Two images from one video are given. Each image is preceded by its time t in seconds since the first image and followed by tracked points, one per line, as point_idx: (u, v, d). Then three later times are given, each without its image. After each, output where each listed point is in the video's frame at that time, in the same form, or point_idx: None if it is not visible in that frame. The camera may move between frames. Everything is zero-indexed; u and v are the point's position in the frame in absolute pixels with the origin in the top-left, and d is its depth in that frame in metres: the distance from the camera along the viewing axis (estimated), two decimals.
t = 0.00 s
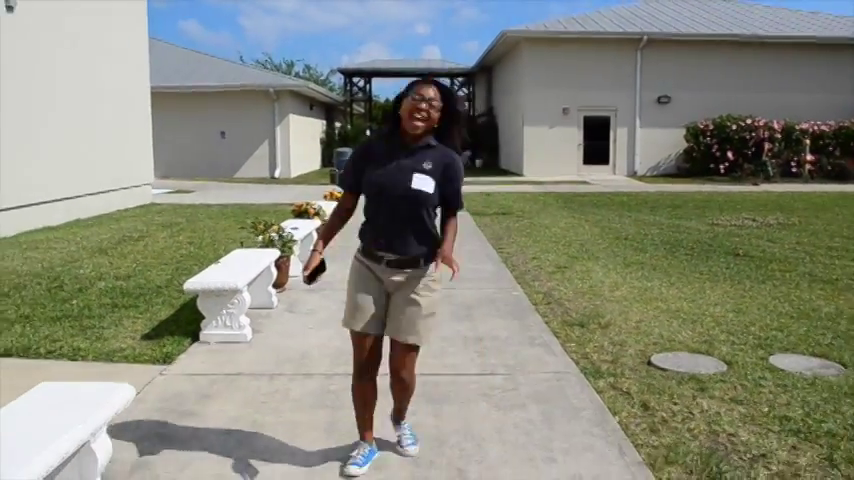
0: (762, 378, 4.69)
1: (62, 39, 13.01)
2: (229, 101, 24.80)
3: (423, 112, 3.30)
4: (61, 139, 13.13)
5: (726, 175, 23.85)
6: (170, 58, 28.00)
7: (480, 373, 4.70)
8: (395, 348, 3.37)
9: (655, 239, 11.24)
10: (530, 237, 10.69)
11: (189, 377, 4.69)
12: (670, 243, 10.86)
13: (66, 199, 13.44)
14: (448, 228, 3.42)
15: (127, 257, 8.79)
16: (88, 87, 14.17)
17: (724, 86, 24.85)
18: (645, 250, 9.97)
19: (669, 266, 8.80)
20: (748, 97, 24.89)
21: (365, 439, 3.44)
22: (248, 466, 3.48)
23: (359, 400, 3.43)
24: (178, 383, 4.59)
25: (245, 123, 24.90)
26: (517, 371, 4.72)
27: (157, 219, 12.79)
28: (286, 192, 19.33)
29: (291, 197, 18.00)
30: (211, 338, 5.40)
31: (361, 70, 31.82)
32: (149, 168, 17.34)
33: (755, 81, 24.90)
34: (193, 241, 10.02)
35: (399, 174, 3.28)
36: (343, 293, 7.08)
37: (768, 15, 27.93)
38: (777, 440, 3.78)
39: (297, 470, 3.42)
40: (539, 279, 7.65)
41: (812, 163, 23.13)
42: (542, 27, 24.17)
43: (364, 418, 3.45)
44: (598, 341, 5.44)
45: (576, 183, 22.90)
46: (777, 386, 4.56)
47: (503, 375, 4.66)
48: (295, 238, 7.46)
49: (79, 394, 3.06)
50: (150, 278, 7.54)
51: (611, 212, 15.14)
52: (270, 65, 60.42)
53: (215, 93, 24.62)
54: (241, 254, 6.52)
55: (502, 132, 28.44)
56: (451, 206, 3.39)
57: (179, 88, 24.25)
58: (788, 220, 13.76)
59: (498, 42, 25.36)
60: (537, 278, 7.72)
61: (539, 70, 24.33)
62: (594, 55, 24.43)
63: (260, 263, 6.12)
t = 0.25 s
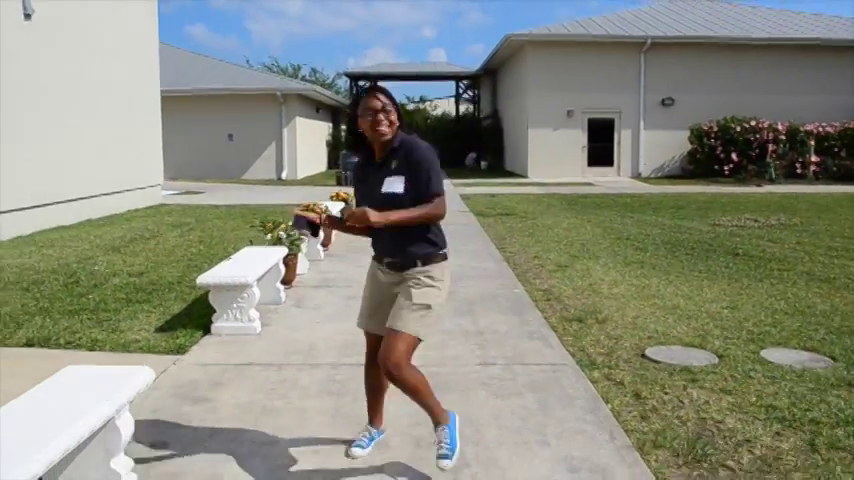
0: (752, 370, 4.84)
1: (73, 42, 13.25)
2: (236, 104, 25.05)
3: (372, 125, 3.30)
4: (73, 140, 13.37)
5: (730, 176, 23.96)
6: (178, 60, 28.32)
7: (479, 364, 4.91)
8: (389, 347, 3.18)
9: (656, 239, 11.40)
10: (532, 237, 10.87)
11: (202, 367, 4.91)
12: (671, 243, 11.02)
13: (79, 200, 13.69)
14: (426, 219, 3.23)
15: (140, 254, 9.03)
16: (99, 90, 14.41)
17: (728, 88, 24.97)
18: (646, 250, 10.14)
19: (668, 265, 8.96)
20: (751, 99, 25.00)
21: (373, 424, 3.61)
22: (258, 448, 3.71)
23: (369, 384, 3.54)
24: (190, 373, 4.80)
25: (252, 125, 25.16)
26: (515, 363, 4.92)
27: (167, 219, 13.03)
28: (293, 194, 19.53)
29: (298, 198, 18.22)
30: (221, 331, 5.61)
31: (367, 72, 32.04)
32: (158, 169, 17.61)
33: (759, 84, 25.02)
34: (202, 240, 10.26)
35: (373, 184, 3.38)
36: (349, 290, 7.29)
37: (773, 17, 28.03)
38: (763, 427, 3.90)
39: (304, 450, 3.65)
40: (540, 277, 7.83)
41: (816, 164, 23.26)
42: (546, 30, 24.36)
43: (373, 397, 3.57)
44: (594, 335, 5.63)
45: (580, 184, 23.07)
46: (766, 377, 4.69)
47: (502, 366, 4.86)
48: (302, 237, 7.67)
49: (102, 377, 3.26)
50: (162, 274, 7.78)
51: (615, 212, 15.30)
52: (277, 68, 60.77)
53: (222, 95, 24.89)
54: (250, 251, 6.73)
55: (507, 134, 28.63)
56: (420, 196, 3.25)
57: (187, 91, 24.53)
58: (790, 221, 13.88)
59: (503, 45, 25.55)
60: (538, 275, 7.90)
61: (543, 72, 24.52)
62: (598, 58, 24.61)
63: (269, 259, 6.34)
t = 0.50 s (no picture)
0: (741, 363, 5.03)
1: (82, 44, 13.48)
2: (242, 104, 25.30)
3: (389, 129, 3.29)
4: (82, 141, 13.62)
5: (734, 175, 24.05)
6: (185, 61, 28.57)
7: (479, 357, 5.12)
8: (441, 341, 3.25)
9: (656, 238, 11.57)
10: (534, 236, 11.05)
11: (213, 359, 5.13)
12: (670, 242, 11.20)
13: (88, 199, 13.93)
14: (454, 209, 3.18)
15: (151, 253, 9.27)
16: (108, 91, 14.64)
17: (730, 88, 25.11)
18: (645, 249, 10.32)
19: (666, 263, 9.14)
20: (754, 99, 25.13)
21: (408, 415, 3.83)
22: (268, 435, 3.94)
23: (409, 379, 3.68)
24: (202, 365, 5.02)
25: (258, 125, 25.40)
26: (513, 357, 5.12)
27: (176, 218, 13.25)
28: (298, 193, 19.74)
29: (304, 197, 18.43)
30: (231, 326, 5.82)
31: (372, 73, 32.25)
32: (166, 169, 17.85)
33: (762, 83, 25.14)
34: (211, 239, 10.48)
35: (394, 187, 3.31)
36: (354, 287, 7.50)
37: (776, 16, 28.13)
38: (747, 416, 4.10)
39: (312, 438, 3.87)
40: (540, 275, 8.03)
41: (820, 163, 23.33)
42: (550, 30, 24.53)
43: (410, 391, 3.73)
44: (591, 330, 5.82)
45: (584, 184, 23.23)
46: (754, 370, 4.88)
47: (501, 359, 5.07)
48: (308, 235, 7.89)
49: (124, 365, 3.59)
50: (173, 272, 8.01)
51: (616, 212, 15.47)
52: (282, 68, 61.02)
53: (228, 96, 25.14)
54: (258, 249, 6.95)
55: (511, 133, 28.80)
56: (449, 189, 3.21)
57: (194, 91, 24.78)
58: (789, 220, 14.03)
59: (507, 45, 25.74)
60: (538, 274, 8.10)
61: (547, 72, 24.71)
62: (601, 58, 24.78)
63: (277, 257, 6.57)
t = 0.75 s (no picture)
0: (732, 352, 5.25)
1: (89, 46, 13.72)
2: (247, 105, 25.52)
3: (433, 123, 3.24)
4: (89, 141, 13.85)
5: (734, 175, 24.22)
6: (190, 62, 28.80)
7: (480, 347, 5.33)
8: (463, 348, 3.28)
9: (656, 235, 11.76)
10: (535, 234, 11.26)
11: (225, 350, 5.35)
12: (669, 239, 11.40)
13: (94, 198, 14.15)
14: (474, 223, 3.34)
15: (160, 250, 9.50)
16: (114, 92, 14.89)
17: (732, 88, 25.28)
18: (644, 246, 10.52)
19: (664, 260, 9.34)
20: (754, 99, 25.30)
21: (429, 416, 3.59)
22: (280, 418, 4.15)
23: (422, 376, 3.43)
24: (215, 355, 5.25)
25: (263, 126, 25.64)
26: (512, 347, 5.33)
27: (183, 217, 13.48)
28: (302, 193, 19.95)
29: (308, 197, 18.65)
30: (241, 318, 6.04)
31: (376, 73, 32.45)
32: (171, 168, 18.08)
33: (763, 83, 25.31)
34: (218, 237, 10.71)
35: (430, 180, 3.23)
36: (359, 282, 7.72)
37: (777, 17, 28.30)
38: (735, 400, 4.31)
39: (322, 421, 4.08)
40: (540, 270, 8.24)
41: (820, 163, 23.46)
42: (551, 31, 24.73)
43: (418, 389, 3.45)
44: (589, 322, 6.04)
45: (586, 183, 23.42)
46: (743, 358, 5.10)
47: (501, 349, 5.29)
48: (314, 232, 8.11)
49: (144, 354, 3.80)
50: (183, 267, 8.24)
51: (617, 210, 15.67)
52: (286, 68, 61.26)
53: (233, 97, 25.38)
54: (266, 245, 7.17)
55: (514, 133, 28.99)
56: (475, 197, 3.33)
57: (199, 92, 25.02)
58: (788, 218, 14.21)
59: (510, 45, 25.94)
60: (539, 269, 8.31)
61: (550, 73, 24.91)
62: (603, 58, 24.97)
63: (284, 252, 6.79)
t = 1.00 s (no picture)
0: (723, 340, 5.51)
1: (96, 46, 13.97)
2: (250, 104, 25.75)
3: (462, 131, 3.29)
4: (97, 140, 14.08)
5: (733, 173, 24.53)
6: (193, 61, 29.03)
7: (482, 335, 5.57)
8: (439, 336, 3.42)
9: (653, 231, 12.02)
10: (536, 230, 11.51)
11: (238, 338, 5.58)
12: (666, 235, 11.66)
13: (102, 196, 14.38)
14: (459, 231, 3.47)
15: (169, 245, 9.73)
16: (121, 91, 15.13)
17: (731, 87, 25.51)
18: (642, 241, 10.77)
19: (661, 254, 9.59)
20: (753, 98, 25.54)
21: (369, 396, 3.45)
22: (294, 398, 4.38)
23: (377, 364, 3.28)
24: (229, 342, 5.48)
25: (266, 124, 25.89)
26: (514, 334, 5.57)
27: (191, 214, 13.72)
28: (306, 191, 20.20)
29: (312, 195, 18.90)
30: (252, 308, 6.28)
31: (378, 72, 32.69)
32: (177, 167, 18.32)
33: (762, 83, 25.54)
34: (225, 232, 10.95)
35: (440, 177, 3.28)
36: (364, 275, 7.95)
37: (775, 17, 28.54)
38: (724, 383, 4.56)
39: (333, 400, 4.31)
40: (540, 264, 8.49)
41: (817, 162, 23.74)
42: (552, 31, 24.95)
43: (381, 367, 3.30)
44: (587, 312, 6.28)
45: (587, 181, 23.66)
46: (734, 345, 5.35)
47: (503, 337, 5.52)
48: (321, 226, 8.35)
49: (168, 336, 4.01)
50: (193, 261, 8.47)
51: (616, 208, 15.92)
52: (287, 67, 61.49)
53: (237, 96, 25.61)
54: (275, 239, 7.41)
55: (515, 132, 29.23)
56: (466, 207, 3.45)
57: (203, 91, 25.25)
58: (784, 215, 14.47)
59: (511, 45, 26.16)
60: (539, 263, 8.56)
61: (551, 72, 25.13)
62: (604, 58, 25.18)
63: (293, 245, 7.02)
